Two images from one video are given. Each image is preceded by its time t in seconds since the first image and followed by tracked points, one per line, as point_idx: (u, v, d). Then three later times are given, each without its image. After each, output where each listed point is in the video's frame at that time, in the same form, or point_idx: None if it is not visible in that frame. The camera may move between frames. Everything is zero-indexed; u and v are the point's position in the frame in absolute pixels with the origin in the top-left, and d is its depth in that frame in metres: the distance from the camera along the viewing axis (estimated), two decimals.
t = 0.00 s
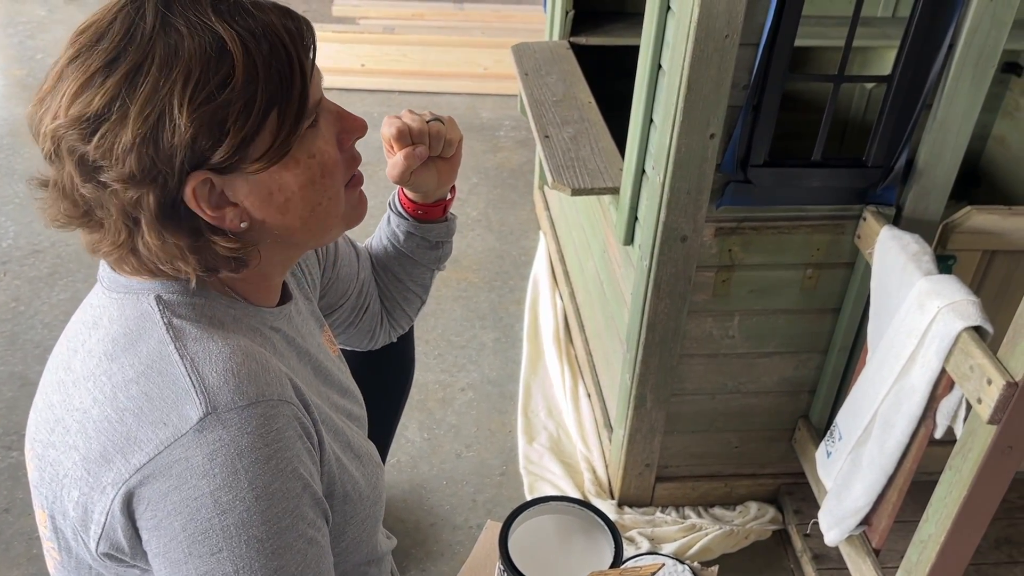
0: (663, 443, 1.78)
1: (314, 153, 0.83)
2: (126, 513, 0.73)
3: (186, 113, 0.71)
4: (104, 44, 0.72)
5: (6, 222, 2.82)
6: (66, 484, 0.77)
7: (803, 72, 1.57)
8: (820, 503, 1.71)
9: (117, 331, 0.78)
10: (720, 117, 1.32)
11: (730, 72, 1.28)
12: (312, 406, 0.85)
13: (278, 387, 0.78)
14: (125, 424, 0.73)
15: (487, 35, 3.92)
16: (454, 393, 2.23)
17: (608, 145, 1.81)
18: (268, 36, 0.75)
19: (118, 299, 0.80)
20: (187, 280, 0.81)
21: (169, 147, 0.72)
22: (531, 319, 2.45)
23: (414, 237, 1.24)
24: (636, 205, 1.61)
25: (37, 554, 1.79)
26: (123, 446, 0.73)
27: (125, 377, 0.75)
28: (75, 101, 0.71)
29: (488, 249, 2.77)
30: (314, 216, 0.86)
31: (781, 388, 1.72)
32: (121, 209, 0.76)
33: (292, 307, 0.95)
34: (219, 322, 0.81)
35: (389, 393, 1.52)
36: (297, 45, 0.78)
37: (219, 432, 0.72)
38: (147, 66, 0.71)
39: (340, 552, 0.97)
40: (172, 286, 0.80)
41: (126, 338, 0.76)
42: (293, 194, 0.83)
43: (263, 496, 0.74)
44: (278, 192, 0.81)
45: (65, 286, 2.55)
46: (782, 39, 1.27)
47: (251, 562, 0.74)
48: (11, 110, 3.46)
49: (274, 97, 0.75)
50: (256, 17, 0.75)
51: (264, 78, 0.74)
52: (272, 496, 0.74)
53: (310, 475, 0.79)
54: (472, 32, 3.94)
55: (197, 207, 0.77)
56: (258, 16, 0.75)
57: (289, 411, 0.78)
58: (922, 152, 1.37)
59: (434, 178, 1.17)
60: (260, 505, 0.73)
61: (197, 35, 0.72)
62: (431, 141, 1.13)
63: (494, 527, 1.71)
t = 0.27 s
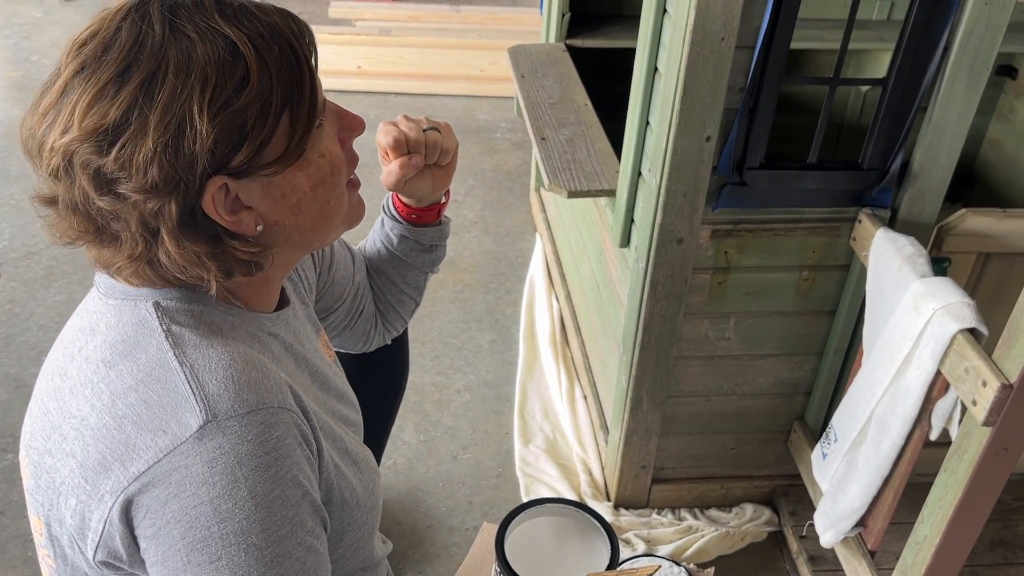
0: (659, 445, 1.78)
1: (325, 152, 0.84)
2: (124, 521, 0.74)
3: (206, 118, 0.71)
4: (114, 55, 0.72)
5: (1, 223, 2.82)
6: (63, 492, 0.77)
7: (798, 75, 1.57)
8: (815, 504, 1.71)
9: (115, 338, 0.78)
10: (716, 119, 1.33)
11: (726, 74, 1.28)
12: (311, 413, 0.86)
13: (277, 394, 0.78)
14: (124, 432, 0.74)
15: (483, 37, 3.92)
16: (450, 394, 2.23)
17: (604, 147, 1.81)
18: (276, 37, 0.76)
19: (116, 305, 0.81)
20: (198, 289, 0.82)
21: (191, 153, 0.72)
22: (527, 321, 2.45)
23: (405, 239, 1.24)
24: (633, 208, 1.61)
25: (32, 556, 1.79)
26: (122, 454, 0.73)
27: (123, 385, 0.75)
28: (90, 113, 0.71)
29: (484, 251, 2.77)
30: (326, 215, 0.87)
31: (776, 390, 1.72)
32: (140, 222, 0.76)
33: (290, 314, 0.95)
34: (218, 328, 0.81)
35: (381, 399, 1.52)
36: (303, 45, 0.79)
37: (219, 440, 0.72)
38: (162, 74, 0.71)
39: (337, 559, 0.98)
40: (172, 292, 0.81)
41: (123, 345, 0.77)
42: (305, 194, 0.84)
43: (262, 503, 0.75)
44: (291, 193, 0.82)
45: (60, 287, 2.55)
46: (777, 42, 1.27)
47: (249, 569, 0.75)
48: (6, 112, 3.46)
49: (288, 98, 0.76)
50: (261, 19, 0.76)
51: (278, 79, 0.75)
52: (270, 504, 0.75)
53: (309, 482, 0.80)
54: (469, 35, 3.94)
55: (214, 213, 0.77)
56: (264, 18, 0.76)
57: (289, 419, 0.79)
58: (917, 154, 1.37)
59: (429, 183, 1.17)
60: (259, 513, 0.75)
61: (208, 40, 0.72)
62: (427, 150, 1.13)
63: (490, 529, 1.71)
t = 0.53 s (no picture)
0: (654, 446, 1.78)
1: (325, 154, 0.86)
2: (119, 530, 0.75)
3: (209, 125, 0.72)
4: (110, 64, 0.72)
5: None
6: (59, 502, 0.78)
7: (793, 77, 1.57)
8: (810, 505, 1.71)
9: (112, 346, 0.79)
10: (711, 120, 1.33)
11: (721, 75, 1.28)
12: (309, 422, 0.87)
13: (275, 404, 0.79)
14: (120, 442, 0.75)
15: (478, 38, 3.93)
16: (446, 395, 2.22)
17: (600, 148, 1.81)
18: (274, 39, 0.77)
19: (111, 312, 0.81)
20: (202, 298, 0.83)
21: (195, 162, 0.73)
22: (522, 322, 2.45)
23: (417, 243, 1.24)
24: (628, 209, 1.61)
25: (26, 558, 1.78)
26: (117, 463, 0.74)
27: (120, 395, 0.76)
28: (88, 124, 0.71)
29: (480, 252, 2.77)
30: (326, 216, 0.89)
31: (772, 390, 1.72)
32: (142, 232, 0.76)
33: (285, 316, 0.96)
34: (216, 334, 0.82)
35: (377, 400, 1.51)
36: (300, 45, 0.80)
37: (216, 450, 0.73)
38: (161, 82, 0.71)
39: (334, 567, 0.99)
40: (168, 298, 0.81)
41: (120, 353, 0.78)
42: (305, 198, 0.85)
43: (258, 515, 0.76)
44: (292, 198, 0.83)
45: (54, 289, 2.54)
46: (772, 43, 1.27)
47: None
48: None
49: (289, 102, 0.77)
50: (256, 21, 0.77)
51: (279, 82, 0.76)
52: (266, 515, 0.76)
53: (305, 493, 0.81)
54: (464, 35, 3.94)
55: (216, 220, 0.78)
56: (260, 21, 0.77)
57: (287, 429, 0.80)
58: (912, 156, 1.37)
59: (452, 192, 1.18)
60: (255, 524, 0.75)
61: (206, 45, 0.73)
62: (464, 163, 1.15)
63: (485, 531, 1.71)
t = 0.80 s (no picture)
0: (649, 447, 1.79)
1: (333, 160, 0.88)
2: (140, 531, 0.76)
3: (227, 131, 0.74)
4: (126, 73, 0.73)
5: None
6: (72, 507, 0.79)
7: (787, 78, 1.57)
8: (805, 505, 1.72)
9: (123, 349, 0.80)
10: (706, 122, 1.33)
11: (715, 76, 1.28)
12: (322, 419, 0.89)
13: (291, 401, 0.82)
14: (139, 441, 0.76)
15: (474, 39, 3.92)
16: (441, 396, 2.22)
17: (594, 149, 1.81)
18: (285, 45, 0.78)
19: (119, 315, 0.82)
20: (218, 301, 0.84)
21: (213, 168, 0.74)
22: (518, 323, 2.45)
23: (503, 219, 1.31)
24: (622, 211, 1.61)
25: (19, 561, 1.77)
26: (137, 463, 0.75)
27: (136, 395, 0.77)
28: (106, 133, 0.72)
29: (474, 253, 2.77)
30: (336, 220, 0.91)
31: (766, 391, 1.72)
32: (158, 239, 0.77)
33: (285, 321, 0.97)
34: (228, 335, 0.83)
35: (371, 401, 1.53)
36: (308, 50, 0.81)
37: (239, 445, 0.75)
38: (178, 89, 0.73)
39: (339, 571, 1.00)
40: (178, 300, 0.82)
41: (133, 355, 0.79)
42: (315, 203, 0.87)
43: (281, 509, 0.78)
44: (303, 202, 0.85)
45: (48, 290, 2.53)
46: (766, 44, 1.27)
47: None
48: None
49: (302, 108, 0.79)
50: (266, 26, 0.78)
51: (293, 88, 0.78)
52: (287, 510, 0.78)
53: (321, 488, 0.84)
54: (459, 36, 3.94)
55: (230, 226, 0.79)
56: (271, 28, 0.79)
57: (305, 423, 0.82)
58: (905, 157, 1.38)
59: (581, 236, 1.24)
60: (276, 519, 0.78)
61: (221, 52, 0.74)
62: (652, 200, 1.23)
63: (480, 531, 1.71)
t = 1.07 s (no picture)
0: (643, 443, 1.78)
1: (332, 165, 0.87)
2: (111, 545, 0.76)
3: (229, 137, 0.73)
4: (125, 75, 0.71)
5: None
6: (48, 513, 0.79)
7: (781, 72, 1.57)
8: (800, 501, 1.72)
9: (104, 356, 0.79)
10: (699, 116, 1.32)
11: (708, 71, 1.27)
12: (304, 433, 0.89)
13: (271, 419, 0.81)
14: (113, 455, 0.76)
15: (467, 35, 3.92)
16: (435, 393, 2.22)
17: (588, 145, 1.80)
18: (288, 49, 0.77)
19: (103, 320, 0.81)
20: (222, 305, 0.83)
21: (214, 174, 0.73)
22: (512, 319, 2.44)
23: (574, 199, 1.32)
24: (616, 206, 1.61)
25: (11, 560, 1.76)
26: (110, 477, 0.75)
27: (113, 407, 0.77)
28: (104, 137, 0.71)
29: (468, 249, 2.76)
30: (335, 225, 0.90)
31: (760, 387, 1.72)
32: (155, 246, 0.76)
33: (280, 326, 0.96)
34: (213, 346, 0.82)
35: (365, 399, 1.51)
36: (311, 53, 0.80)
37: (212, 466, 0.75)
38: (178, 94, 0.71)
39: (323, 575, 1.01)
40: (166, 306, 0.81)
41: (113, 363, 0.78)
42: (314, 208, 0.86)
43: (253, 531, 0.78)
44: (303, 207, 0.84)
45: (40, 288, 2.52)
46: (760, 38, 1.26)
47: None
48: None
49: (303, 115, 0.78)
50: (268, 28, 0.77)
51: (296, 94, 0.77)
52: (260, 532, 0.78)
53: (299, 508, 0.83)
54: (453, 32, 3.93)
55: (230, 233, 0.78)
56: (274, 30, 0.78)
57: (283, 442, 0.82)
58: (899, 151, 1.37)
59: (649, 215, 1.32)
60: (248, 541, 0.77)
61: (222, 56, 0.73)
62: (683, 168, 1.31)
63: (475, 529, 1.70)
